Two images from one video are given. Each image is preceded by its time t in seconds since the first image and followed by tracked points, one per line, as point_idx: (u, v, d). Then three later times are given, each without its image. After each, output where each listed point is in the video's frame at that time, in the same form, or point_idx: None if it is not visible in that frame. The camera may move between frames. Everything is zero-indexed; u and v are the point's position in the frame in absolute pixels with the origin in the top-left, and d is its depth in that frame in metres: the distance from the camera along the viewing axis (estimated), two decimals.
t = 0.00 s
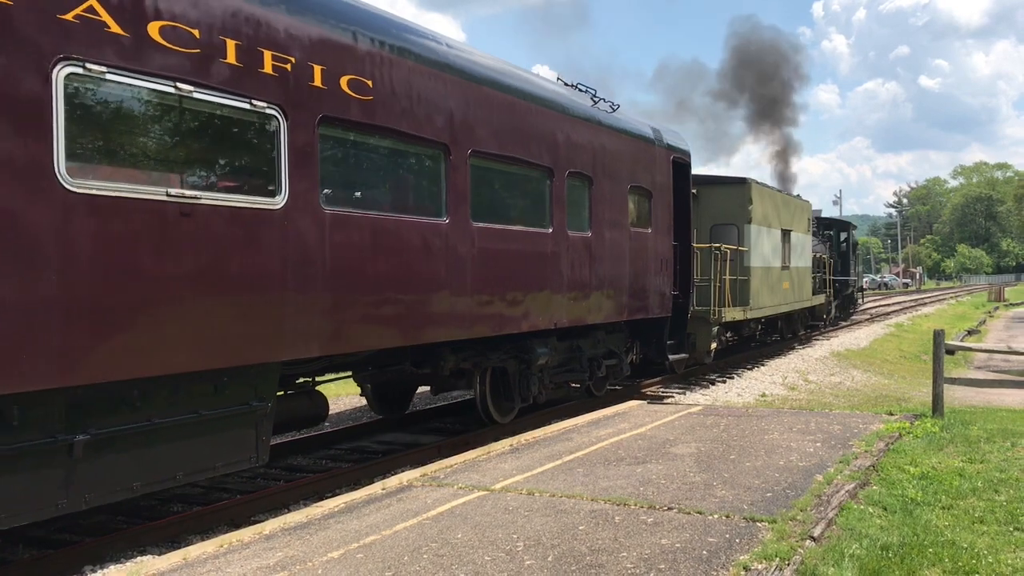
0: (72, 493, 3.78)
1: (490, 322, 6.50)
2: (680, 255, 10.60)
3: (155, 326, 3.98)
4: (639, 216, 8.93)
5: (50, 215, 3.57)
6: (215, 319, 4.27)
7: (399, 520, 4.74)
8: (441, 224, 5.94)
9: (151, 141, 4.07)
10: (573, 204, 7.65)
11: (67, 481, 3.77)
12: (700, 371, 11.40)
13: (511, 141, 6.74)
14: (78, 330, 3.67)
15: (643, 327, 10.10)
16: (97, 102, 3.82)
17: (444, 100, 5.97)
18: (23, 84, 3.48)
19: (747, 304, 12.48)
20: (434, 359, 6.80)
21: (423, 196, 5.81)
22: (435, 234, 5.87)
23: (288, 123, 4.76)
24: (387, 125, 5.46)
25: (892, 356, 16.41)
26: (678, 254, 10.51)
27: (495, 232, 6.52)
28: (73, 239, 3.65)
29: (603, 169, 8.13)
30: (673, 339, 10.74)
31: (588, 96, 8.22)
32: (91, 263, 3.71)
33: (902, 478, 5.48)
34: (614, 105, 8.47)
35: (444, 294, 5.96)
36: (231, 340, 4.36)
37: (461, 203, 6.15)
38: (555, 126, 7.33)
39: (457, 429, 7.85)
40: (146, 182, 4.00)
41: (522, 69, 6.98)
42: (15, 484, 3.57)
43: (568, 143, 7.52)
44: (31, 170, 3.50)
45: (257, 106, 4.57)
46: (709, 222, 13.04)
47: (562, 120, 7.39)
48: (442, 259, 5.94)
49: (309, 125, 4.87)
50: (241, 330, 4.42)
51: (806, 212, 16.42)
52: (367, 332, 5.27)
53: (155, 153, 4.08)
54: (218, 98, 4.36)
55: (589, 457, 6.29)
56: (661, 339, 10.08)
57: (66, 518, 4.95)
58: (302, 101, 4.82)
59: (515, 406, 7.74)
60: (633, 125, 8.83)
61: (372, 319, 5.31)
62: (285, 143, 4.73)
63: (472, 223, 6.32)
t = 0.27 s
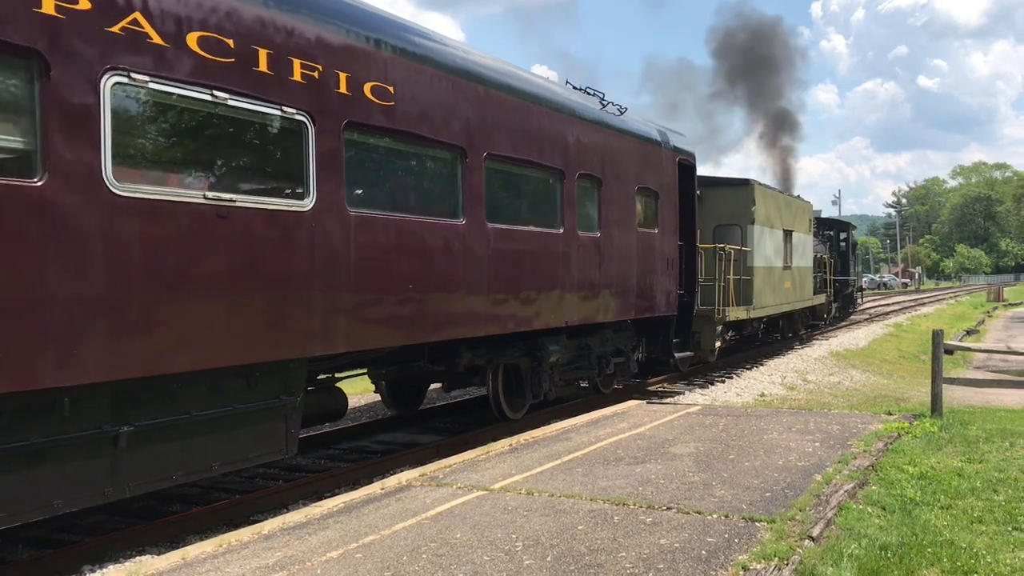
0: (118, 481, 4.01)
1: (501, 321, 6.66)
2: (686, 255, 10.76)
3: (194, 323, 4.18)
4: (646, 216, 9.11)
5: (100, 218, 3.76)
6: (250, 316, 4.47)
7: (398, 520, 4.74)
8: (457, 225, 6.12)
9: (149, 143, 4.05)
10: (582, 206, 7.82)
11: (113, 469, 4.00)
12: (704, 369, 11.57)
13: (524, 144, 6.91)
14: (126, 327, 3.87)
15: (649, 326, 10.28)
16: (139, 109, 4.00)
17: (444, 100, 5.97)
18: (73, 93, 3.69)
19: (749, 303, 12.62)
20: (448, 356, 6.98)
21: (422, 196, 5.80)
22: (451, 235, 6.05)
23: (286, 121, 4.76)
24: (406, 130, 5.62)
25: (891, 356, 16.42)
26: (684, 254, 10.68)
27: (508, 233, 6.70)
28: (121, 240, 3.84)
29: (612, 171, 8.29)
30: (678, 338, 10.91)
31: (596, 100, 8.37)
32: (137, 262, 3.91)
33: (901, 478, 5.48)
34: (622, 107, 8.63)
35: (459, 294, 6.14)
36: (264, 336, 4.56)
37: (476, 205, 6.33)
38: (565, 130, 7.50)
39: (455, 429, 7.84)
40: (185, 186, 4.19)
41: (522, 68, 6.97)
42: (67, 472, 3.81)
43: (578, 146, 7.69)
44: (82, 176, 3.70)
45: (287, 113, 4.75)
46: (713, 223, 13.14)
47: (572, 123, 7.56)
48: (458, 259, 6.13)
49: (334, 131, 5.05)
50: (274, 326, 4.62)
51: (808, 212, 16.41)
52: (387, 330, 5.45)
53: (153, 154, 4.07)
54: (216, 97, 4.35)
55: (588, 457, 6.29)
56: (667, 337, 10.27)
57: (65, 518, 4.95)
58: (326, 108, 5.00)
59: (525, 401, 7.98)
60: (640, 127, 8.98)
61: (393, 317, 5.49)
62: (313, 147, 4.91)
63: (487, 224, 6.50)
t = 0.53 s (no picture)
0: (161, 472, 4.19)
1: (512, 321, 6.78)
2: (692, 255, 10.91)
3: (229, 321, 4.35)
4: (654, 218, 9.24)
5: (145, 221, 3.95)
6: (283, 315, 4.65)
7: (397, 520, 4.74)
8: (474, 227, 6.29)
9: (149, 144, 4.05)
10: (593, 207, 7.97)
11: (155, 461, 4.17)
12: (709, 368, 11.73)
13: (537, 147, 7.07)
14: (169, 324, 4.05)
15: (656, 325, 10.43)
16: (179, 118, 4.19)
17: (445, 101, 5.98)
18: (119, 102, 3.88)
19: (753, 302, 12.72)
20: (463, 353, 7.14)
21: (422, 196, 5.80)
22: (469, 236, 6.23)
23: (286, 122, 4.76)
24: (424, 134, 5.78)
25: (891, 356, 16.41)
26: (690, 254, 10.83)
27: (523, 234, 6.86)
28: (164, 242, 4.04)
29: (621, 173, 8.44)
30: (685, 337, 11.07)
31: (606, 103, 8.49)
32: (179, 263, 4.10)
33: (901, 479, 5.47)
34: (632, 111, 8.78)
35: (476, 294, 6.30)
36: (297, 334, 4.74)
37: (492, 207, 6.51)
38: (576, 133, 7.65)
39: (453, 429, 7.82)
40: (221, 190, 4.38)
41: (522, 69, 6.96)
42: (113, 464, 3.98)
43: (589, 149, 7.85)
44: (129, 181, 3.90)
45: (317, 120, 4.94)
46: (717, 223, 13.23)
47: (583, 127, 7.72)
48: (476, 260, 6.31)
49: (360, 137, 5.24)
50: (305, 325, 4.80)
51: (807, 212, 16.22)
52: (409, 329, 5.61)
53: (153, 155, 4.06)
54: (215, 97, 4.36)
55: (587, 457, 6.29)
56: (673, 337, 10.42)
57: (64, 518, 4.95)
58: (350, 115, 5.17)
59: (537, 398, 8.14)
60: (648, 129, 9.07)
61: (415, 316, 5.67)
62: (340, 152, 5.09)
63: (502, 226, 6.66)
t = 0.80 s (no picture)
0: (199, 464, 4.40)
1: (525, 320, 6.93)
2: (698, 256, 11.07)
3: (264, 319, 4.55)
4: (662, 219, 9.40)
5: (186, 225, 4.14)
6: (312, 313, 4.85)
7: (397, 520, 4.74)
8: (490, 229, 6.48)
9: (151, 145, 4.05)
10: (603, 209, 8.14)
11: (194, 452, 4.38)
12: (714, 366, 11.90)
13: (550, 150, 7.25)
14: (208, 323, 4.24)
15: (662, 324, 10.61)
16: (215, 126, 4.35)
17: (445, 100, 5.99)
18: (159, 110, 4.05)
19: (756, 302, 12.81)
20: (477, 351, 7.32)
21: (423, 196, 5.80)
22: (485, 238, 6.42)
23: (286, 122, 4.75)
24: (442, 138, 5.97)
25: (890, 356, 16.42)
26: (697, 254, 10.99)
27: (536, 236, 7.03)
28: (204, 245, 4.22)
29: (630, 176, 8.61)
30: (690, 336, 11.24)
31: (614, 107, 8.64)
32: (217, 265, 4.29)
33: (901, 478, 5.47)
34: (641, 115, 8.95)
35: (490, 294, 6.48)
36: (324, 333, 4.94)
37: (507, 209, 6.69)
38: (587, 136, 7.82)
39: (451, 429, 7.81)
40: (256, 195, 4.56)
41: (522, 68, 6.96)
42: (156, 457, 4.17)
43: (600, 151, 8.02)
44: (172, 187, 4.08)
45: (342, 126, 5.11)
46: (720, 223, 13.34)
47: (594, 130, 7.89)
48: (492, 261, 6.50)
49: (383, 142, 5.42)
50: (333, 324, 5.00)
51: (807, 212, 16.09)
52: (429, 327, 5.80)
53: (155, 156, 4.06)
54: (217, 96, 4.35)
55: (587, 457, 6.29)
56: (679, 336, 10.59)
57: (64, 519, 4.95)
58: (374, 120, 5.34)
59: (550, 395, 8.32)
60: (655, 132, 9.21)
61: (434, 315, 5.85)
62: (364, 156, 5.28)
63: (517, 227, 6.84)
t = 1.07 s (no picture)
0: (234, 455, 4.59)
1: (536, 320, 7.12)
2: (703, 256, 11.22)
3: (294, 316, 4.74)
4: (667, 221, 9.58)
5: (221, 225, 4.32)
6: (337, 310, 5.03)
7: (396, 521, 4.74)
8: (503, 230, 6.66)
9: (149, 147, 4.05)
10: (611, 210, 8.31)
11: (228, 445, 4.56)
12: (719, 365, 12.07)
13: (561, 154, 7.44)
14: (242, 319, 4.43)
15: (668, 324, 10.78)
16: (247, 131, 4.52)
17: (445, 100, 5.99)
18: (191, 116, 4.21)
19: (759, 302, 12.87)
20: (490, 349, 7.52)
21: (424, 196, 5.81)
22: (499, 238, 6.60)
23: (285, 124, 4.75)
24: (460, 142, 6.15)
25: (890, 357, 16.42)
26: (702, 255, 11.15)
27: (548, 237, 7.22)
28: (238, 244, 4.41)
29: (637, 178, 8.79)
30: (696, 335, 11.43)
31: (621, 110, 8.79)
32: (251, 264, 4.48)
33: (900, 480, 5.47)
34: (647, 118, 9.13)
35: (504, 294, 6.67)
36: (348, 330, 5.12)
37: (519, 211, 6.88)
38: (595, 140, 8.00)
39: (450, 429, 7.81)
40: (285, 198, 4.73)
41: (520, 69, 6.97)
42: (193, 447, 4.36)
43: (608, 153, 8.20)
44: (208, 189, 4.26)
45: (366, 130, 5.28)
46: (724, 225, 13.40)
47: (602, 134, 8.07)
48: (506, 261, 6.69)
49: (403, 146, 5.59)
50: (357, 320, 5.19)
51: (807, 212, 16.03)
52: (446, 325, 5.98)
53: (154, 157, 4.07)
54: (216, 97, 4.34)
55: (586, 458, 6.28)
56: (685, 335, 10.76)
57: (63, 519, 4.94)
58: (395, 125, 5.52)
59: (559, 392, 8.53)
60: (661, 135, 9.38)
61: (451, 314, 6.04)
62: (387, 159, 5.45)
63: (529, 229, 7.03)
